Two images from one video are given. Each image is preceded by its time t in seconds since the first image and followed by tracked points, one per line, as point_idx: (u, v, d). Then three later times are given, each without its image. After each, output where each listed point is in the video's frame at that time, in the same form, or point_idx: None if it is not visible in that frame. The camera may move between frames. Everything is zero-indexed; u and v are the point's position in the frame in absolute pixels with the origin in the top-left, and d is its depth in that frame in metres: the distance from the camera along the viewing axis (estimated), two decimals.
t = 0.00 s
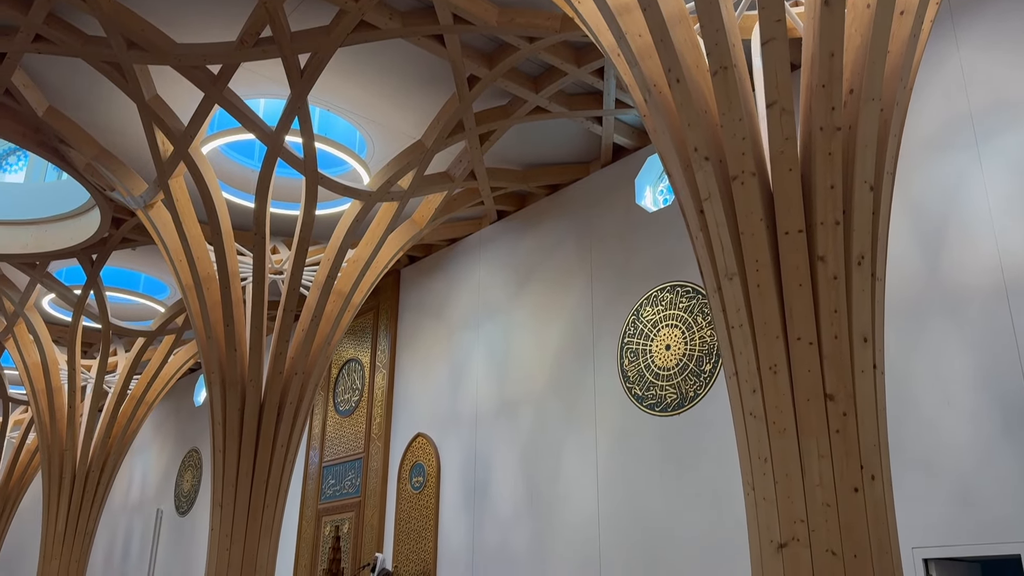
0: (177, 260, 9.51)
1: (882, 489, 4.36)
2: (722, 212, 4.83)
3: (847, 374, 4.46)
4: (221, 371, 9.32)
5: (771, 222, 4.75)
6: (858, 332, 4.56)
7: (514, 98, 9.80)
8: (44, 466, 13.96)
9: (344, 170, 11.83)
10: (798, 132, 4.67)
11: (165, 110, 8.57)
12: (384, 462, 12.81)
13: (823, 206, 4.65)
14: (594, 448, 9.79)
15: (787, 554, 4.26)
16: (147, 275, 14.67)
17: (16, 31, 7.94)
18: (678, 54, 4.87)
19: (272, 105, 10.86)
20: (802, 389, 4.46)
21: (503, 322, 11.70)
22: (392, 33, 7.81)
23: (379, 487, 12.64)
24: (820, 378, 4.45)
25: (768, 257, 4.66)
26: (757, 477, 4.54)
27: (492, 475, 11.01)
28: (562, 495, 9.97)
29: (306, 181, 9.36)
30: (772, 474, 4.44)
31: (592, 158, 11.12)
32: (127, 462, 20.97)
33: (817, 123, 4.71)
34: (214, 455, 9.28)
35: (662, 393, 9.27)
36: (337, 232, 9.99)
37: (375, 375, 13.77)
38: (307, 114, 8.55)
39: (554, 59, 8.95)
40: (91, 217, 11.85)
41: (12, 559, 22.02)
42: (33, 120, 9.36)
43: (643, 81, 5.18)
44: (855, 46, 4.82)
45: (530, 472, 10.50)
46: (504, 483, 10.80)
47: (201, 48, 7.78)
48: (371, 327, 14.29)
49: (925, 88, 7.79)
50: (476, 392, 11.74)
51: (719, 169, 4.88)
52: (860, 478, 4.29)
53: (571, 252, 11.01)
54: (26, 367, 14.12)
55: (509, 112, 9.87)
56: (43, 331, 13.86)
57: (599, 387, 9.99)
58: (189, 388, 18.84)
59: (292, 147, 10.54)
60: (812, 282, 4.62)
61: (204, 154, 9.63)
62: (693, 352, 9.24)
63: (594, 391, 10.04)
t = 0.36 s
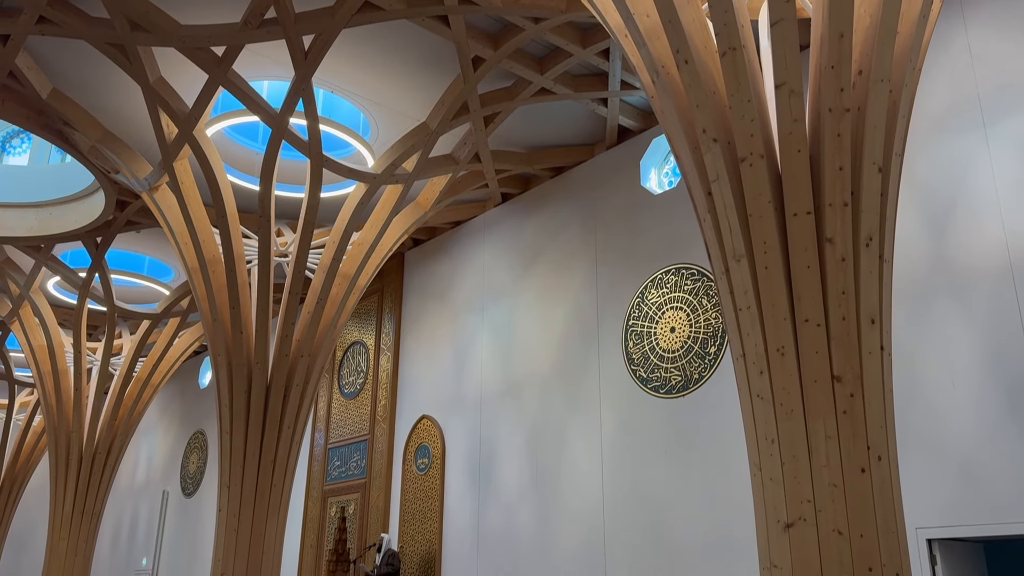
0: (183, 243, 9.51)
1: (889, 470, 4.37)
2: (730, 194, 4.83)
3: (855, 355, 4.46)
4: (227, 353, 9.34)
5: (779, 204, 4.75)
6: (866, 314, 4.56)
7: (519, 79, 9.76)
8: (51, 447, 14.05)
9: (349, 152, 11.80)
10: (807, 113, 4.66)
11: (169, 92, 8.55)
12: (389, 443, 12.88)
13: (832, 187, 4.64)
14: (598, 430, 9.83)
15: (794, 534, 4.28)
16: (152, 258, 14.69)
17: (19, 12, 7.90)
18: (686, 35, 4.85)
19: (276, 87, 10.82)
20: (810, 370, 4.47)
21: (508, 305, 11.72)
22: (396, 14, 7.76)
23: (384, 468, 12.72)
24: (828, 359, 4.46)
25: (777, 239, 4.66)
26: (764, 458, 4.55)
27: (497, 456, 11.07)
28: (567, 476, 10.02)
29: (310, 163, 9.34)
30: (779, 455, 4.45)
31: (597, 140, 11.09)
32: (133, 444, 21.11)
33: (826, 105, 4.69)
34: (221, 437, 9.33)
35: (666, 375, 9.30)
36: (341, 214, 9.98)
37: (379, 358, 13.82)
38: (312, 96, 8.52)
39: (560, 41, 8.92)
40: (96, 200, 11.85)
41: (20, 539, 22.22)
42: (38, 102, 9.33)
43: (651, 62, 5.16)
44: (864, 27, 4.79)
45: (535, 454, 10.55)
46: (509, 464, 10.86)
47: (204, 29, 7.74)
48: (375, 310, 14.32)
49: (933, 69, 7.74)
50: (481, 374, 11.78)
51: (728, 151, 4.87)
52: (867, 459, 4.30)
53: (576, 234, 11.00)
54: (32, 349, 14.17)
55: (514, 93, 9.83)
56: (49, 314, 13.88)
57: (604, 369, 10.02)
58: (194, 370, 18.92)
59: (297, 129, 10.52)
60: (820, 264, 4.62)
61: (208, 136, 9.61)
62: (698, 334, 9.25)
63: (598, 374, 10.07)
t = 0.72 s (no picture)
0: (189, 227, 9.52)
1: (896, 452, 4.38)
2: (739, 177, 4.82)
3: (863, 338, 4.47)
4: (234, 336, 9.41)
5: (787, 187, 4.75)
6: (874, 297, 4.56)
7: (525, 61, 9.71)
8: (59, 429, 14.13)
9: (354, 135, 11.77)
10: (816, 96, 4.64)
11: (173, 75, 8.52)
12: (395, 426, 12.95)
13: (841, 169, 4.64)
14: (603, 413, 9.87)
15: (800, 515, 4.30)
16: (157, 242, 14.70)
17: None
18: (695, 17, 4.83)
19: (280, 70, 10.79)
20: (817, 352, 4.49)
21: (513, 288, 11.73)
22: None
23: (390, 451, 12.80)
24: (836, 342, 4.47)
25: (785, 222, 4.67)
26: (771, 440, 4.57)
27: (502, 438, 11.13)
28: (572, 458, 10.08)
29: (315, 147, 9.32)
30: (786, 437, 4.47)
31: (602, 123, 11.06)
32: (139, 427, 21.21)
33: (835, 87, 4.67)
34: (228, 420, 9.38)
35: (672, 358, 9.33)
36: (347, 197, 9.98)
37: (384, 341, 13.86)
38: (317, 79, 8.49)
39: (565, 23, 8.87)
40: (100, 184, 11.85)
41: (28, 520, 22.41)
42: (42, 87, 9.33)
43: (659, 44, 5.13)
44: (874, 8, 4.76)
45: (540, 436, 10.60)
46: (514, 447, 10.92)
47: (209, 12, 7.71)
48: (380, 293, 14.34)
49: (943, 51, 7.70)
50: (486, 357, 11.82)
51: (736, 134, 4.86)
52: (874, 441, 4.32)
53: (581, 217, 10.99)
54: (38, 332, 14.21)
55: (519, 76, 9.78)
56: (55, 298, 13.83)
57: (609, 352, 10.05)
58: (199, 354, 18.98)
59: (302, 112, 10.50)
60: (829, 247, 4.63)
61: (213, 119, 9.59)
62: (703, 317, 9.27)
63: (603, 357, 10.10)
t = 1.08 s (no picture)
0: (195, 209, 9.51)
1: (904, 432, 4.40)
2: (748, 158, 4.82)
3: (871, 319, 4.48)
4: (241, 318, 9.43)
5: (797, 168, 4.75)
6: (883, 278, 4.56)
7: (530, 42, 9.67)
8: (66, 411, 14.20)
9: (358, 117, 11.75)
10: (826, 76, 4.62)
11: (178, 56, 8.48)
12: (400, 407, 13.02)
13: (850, 151, 4.63)
14: (609, 394, 9.91)
15: (808, 494, 4.33)
16: (161, 224, 14.71)
17: None
18: None
19: (285, 51, 10.75)
20: (826, 333, 4.50)
21: (518, 270, 11.74)
22: None
23: (396, 432, 12.88)
24: (844, 323, 4.48)
25: (795, 203, 4.67)
26: (779, 421, 4.59)
27: (507, 420, 11.19)
28: (577, 439, 10.13)
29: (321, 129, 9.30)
30: (794, 417, 4.49)
31: (607, 104, 11.03)
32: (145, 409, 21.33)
33: (845, 68, 4.65)
34: (235, 401, 9.43)
35: (677, 340, 9.35)
36: (352, 179, 9.97)
37: (389, 323, 13.90)
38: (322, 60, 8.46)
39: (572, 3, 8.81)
40: (105, 166, 11.84)
41: (35, 500, 22.60)
42: (47, 68, 9.28)
43: (668, 24, 5.11)
44: None
45: (545, 418, 10.66)
46: (519, 428, 10.98)
47: None
48: (385, 276, 14.36)
49: (953, 32, 7.66)
50: (491, 339, 11.85)
51: (746, 114, 4.85)
52: (882, 421, 4.33)
53: (586, 199, 10.98)
54: (45, 315, 14.24)
55: (525, 56, 9.73)
56: (61, 281, 13.83)
57: (614, 334, 10.07)
58: (204, 336, 19.05)
59: (307, 94, 10.47)
60: (838, 229, 4.63)
61: (218, 101, 9.56)
62: (708, 299, 9.28)
63: (609, 339, 10.13)
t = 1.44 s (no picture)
0: (201, 193, 9.51)
1: (912, 414, 4.41)
2: (758, 141, 4.81)
3: (881, 301, 4.48)
4: (248, 302, 9.43)
5: (807, 151, 4.74)
6: (892, 261, 4.55)
7: (537, 24, 9.58)
8: (74, 394, 14.27)
9: (364, 100, 11.72)
10: (837, 59, 4.60)
11: (184, 40, 8.43)
12: (406, 391, 13.07)
13: (861, 133, 4.61)
14: (614, 378, 9.94)
15: (816, 476, 4.35)
16: (167, 208, 14.73)
17: None
18: None
19: (290, 35, 10.71)
20: (836, 316, 4.50)
21: (523, 254, 11.75)
22: None
23: (401, 415, 12.95)
24: (854, 306, 4.48)
25: (804, 186, 4.67)
26: (787, 403, 4.60)
27: (513, 403, 11.24)
28: (583, 422, 10.18)
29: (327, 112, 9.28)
30: (803, 399, 4.51)
31: (613, 87, 10.99)
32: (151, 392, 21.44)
33: (856, 50, 4.64)
34: (243, 384, 9.48)
35: (683, 323, 9.37)
36: (359, 163, 9.96)
37: (395, 307, 13.94)
38: (328, 43, 8.42)
39: None
40: (111, 150, 11.82)
41: (43, 482, 22.78)
42: (52, 52, 9.29)
43: (678, 6, 5.09)
44: None
45: (551, 401, 10.70)
46: (525, 411, 11.03)
47: None
48: (390, 260, 14.38)
49: (964, 13, 7.60)
50: (497, 322, 11.87)
51: (756, 97, 4.84)
52: (891, 403, 4.34)
53: (592, 183, 10.96)
54: (52, 299, 14.27)
55: (531, 39, 9.68)
56: (67, 265, 13.84)
57: (620, 318, 10.09)
58: (210, 319, 19.12)
59: (312, 77, 10.45)
60: (848, 212, 4.63)
61: (224, 84, 9.54)
62: (715, 282, 9.28)
63: (614, 322, 10.14)
